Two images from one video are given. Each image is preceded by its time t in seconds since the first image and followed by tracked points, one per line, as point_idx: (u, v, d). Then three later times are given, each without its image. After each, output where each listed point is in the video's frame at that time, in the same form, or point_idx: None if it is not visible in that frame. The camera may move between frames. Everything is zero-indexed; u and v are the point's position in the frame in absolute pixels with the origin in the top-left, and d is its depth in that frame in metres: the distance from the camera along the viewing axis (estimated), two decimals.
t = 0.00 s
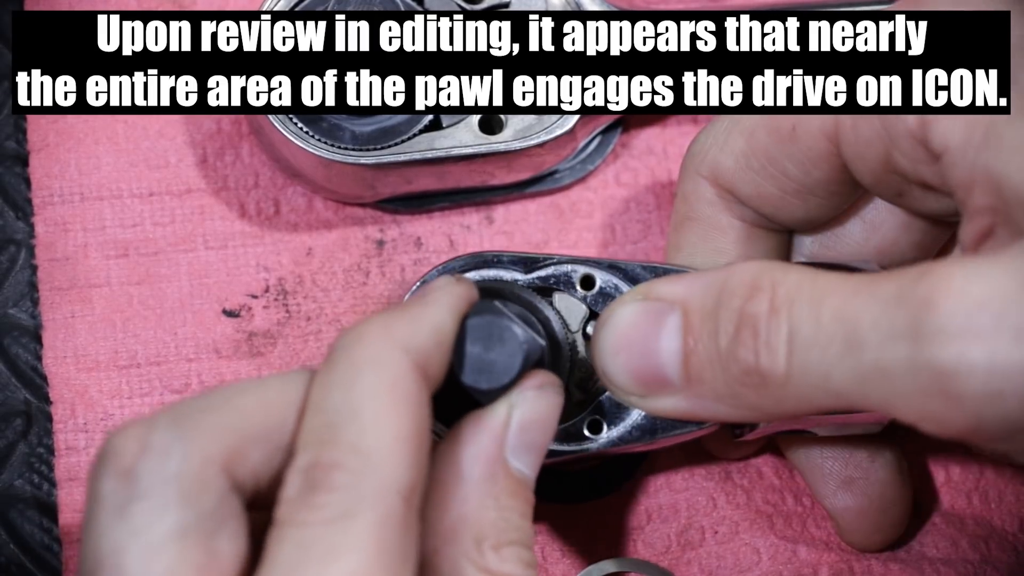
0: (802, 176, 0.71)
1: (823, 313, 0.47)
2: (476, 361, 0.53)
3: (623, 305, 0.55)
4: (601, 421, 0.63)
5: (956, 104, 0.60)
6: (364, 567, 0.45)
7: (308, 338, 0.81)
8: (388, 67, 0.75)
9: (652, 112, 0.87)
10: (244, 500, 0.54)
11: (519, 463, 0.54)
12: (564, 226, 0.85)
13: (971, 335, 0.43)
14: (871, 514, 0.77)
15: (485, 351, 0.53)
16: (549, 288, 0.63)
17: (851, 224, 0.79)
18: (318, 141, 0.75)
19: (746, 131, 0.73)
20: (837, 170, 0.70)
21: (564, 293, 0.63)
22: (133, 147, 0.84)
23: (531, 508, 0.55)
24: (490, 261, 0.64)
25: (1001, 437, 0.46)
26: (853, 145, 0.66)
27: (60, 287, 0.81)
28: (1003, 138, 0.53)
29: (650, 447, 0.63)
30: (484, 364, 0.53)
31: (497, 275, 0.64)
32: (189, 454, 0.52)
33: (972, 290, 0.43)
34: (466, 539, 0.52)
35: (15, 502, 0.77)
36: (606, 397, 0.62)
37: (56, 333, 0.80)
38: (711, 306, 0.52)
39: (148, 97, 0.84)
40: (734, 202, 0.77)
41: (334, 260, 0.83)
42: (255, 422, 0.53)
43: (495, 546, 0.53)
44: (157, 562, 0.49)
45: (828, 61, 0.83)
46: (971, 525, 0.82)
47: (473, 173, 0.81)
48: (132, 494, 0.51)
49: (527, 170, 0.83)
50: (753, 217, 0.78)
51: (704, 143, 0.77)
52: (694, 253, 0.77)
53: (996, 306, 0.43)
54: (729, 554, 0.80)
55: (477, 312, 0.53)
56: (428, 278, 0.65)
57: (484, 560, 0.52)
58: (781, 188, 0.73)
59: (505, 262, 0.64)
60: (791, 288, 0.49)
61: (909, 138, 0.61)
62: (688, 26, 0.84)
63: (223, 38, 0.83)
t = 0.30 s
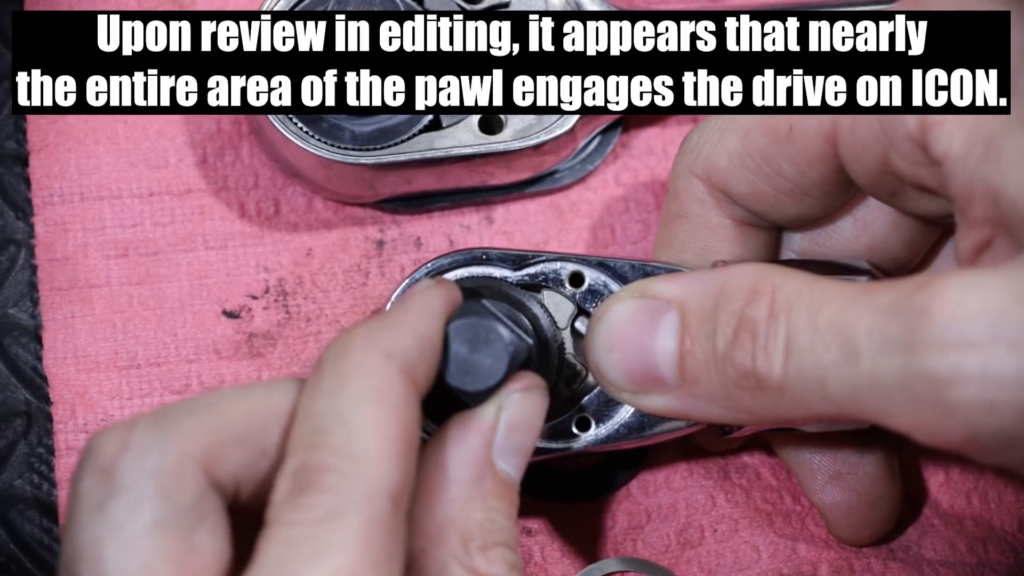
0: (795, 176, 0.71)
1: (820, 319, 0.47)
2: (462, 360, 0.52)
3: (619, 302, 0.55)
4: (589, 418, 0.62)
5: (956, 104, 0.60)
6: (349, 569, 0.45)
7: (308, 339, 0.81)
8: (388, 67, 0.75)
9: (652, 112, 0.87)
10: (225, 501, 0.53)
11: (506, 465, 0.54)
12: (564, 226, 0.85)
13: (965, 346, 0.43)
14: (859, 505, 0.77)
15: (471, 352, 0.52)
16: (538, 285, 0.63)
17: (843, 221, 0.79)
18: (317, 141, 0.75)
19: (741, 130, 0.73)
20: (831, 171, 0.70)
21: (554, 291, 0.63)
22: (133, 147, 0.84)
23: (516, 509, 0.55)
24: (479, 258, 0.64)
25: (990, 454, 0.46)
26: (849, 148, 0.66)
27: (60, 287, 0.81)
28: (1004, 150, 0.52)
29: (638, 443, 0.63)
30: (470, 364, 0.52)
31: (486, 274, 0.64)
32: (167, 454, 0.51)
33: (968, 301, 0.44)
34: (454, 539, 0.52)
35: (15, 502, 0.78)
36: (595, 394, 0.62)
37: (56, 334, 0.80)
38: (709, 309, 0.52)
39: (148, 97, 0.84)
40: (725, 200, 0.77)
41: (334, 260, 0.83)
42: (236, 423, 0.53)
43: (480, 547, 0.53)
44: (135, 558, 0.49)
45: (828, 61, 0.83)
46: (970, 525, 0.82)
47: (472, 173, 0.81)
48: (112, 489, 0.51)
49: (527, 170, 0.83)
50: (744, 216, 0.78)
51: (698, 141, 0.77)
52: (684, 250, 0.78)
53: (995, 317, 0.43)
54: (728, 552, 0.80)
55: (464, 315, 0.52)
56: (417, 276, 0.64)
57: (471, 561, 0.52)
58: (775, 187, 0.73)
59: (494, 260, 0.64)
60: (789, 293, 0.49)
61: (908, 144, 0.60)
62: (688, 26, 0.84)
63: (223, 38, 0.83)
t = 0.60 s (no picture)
0: (790, 180, 0.72)
1: (780, 325, 0.46)
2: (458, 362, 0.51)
3: (601, 305, 0.56)
4: (588, 418, 0.62)
5: (955, 104, 0.60)
6: (351, 541, 0.45)
7: (308, 339, 0.81)
8: (388, 67, 0.75)
9: (652, 112, 0.87)
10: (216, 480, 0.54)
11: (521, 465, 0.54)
12: (564, 226, 0.85)
13: (942, 366, 0.42)
14: (864, 508, 0.77)
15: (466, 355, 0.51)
16: (537, 285, 0.63)
17: (842, 222, 0.79)
18: (317, 141, 0.75)
19: (736, 130, 0.74)
20: (826, 175, 0.70)
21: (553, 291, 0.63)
22: (133, 147, 0.84)
23: (532, 505, 0.55)
24: (479, 259, 0.64)
25: (955, 471, 0.45)
26: (842, 154, 0.65)
27: (60, 287, 0.81)
28: (989, 163, 0.50)
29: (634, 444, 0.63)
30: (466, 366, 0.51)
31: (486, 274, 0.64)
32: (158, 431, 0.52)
33: (947, 322, 0.42)
34: (476, 539, 0.53)
35: (15, 501, 0.77)
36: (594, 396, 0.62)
37: (56, 333, 0.80)
38: (676, 314, 0.52)
39: (148, 97, 0.84)
40: (723, 201, 0.78)
41: (334, 260, 0.83)
42: (229, 402, 0.54)
43: (505, 544, 0.53)
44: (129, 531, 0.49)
45: (828, 61, 0.83)
46: (972, 522, 0.82)
47: (472, 173, 0.81)
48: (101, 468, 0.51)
49: (527, 170, 0.83)
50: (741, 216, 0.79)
51: (696, 141, 0.77)
52: (683, 253, 0.78)
53: (969, 338, 0.41)
54: (729, 552, 0.80)
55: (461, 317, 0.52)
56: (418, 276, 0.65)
57: (496, 558, 0.53)
58: (771, 189, 0.73)
59: (494, 261, 0.64)
60: (745, 299, 0.48)
61: (898, 151, 0.59)
62: (688, 27, 0.84)
63: (223, 38, 0.83)
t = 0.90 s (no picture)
0: (777, 172, 0.71)
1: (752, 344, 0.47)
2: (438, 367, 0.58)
3: (561, 311, 0.57)
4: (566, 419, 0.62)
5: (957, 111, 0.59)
6: (194, 499, 0.48)
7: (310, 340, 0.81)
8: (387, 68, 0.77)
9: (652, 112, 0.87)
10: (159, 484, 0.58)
11: (490, 456, 0.52)
12: (564, 226, 0.85)
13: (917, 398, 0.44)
14: (850, 506, 0.75)
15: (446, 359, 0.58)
16: (517, 281, 0.61)
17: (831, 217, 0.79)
18: (318, 141, 0.76)
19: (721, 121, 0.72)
20: (814, 166, 0.69)
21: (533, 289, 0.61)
22: (133, 147, 0.84)
23: (529, 517, 0.53)
24: (457, 256, 0.62)
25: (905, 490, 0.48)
26: (830, 146, 0.64)
27: (61, 288, 0.81)
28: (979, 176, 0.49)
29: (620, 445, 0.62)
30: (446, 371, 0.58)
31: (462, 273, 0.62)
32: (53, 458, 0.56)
33: (926, 351, 0.44)
34: (426, 533, 0.50)
35: (15, 501, 0.78)
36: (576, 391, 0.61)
37: (59, 339, 0.80)
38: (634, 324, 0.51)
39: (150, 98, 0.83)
40: (708, 193, 0.78)
41: (335, 261, 0.83)
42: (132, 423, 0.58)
43: (462, 543, 0.50)
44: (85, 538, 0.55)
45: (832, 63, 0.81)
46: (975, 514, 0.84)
47: (473, 174, 0.80)
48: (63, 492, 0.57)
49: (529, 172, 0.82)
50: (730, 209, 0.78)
51: (682, 132, 0.76)
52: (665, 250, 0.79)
53: (939, 369, 0.43)
54: (734, 549, 0.81)
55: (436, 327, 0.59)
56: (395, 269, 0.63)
57: (446, 552, 0.50)
58: (757, 181, 0.73)
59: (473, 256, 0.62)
60: (709, 312, 0.48)
61: (887, 147, 0.58)
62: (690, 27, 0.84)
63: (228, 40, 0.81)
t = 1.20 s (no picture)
0: (801, 156, 0.71)
1: (779, 336, 0.45)
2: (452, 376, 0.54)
3: (578, 286, 0.54)
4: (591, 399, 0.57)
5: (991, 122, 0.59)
6: (78, 469, 0.55)
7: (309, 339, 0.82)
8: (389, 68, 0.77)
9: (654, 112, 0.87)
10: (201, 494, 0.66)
11: (481, 420, 0.49)
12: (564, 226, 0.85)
13: (944, 412, 0.42)
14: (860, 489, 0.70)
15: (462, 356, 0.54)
16: (542, 251, 0.56)
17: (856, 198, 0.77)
18: (318, 141, 0.76)
19: (742, 100, 0.71)
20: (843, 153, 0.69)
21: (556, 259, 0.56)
22: (133, 147, 0.84)
23: (528, 489, 0.50)
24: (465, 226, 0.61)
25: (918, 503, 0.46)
26: (860, 139, 0.64)
27: (60, 287, 0.81)
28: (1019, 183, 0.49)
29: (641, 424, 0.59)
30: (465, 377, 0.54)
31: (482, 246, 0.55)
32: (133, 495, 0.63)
33: (963, 365, 0.42)
34: (404, 492, 0.50)
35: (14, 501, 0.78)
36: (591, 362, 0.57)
37: (57, 335, 0.80)
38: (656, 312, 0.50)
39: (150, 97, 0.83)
40: (726, 168, 0.77)
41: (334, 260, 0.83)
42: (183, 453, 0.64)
43: (433, 505, 0.49)
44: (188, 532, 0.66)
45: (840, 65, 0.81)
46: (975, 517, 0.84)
47: (473, 173, 0.80)
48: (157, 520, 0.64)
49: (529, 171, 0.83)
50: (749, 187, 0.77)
51: (696, 109, 0.75)
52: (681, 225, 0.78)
53: (973, 381, 0.42)
54: (733, 551, 0.81)
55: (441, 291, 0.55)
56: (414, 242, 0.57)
57: (416, 514, 0.49)
58: (778, 159, 0.72)
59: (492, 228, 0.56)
60: (734, 299, 0.47)
61: (920, 145, 0.58)
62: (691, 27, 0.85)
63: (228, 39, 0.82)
